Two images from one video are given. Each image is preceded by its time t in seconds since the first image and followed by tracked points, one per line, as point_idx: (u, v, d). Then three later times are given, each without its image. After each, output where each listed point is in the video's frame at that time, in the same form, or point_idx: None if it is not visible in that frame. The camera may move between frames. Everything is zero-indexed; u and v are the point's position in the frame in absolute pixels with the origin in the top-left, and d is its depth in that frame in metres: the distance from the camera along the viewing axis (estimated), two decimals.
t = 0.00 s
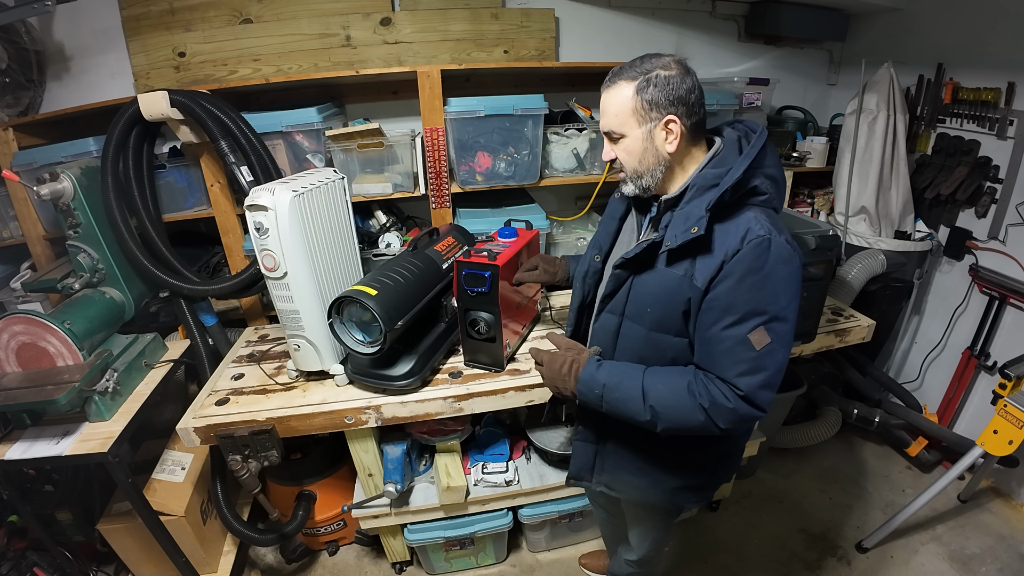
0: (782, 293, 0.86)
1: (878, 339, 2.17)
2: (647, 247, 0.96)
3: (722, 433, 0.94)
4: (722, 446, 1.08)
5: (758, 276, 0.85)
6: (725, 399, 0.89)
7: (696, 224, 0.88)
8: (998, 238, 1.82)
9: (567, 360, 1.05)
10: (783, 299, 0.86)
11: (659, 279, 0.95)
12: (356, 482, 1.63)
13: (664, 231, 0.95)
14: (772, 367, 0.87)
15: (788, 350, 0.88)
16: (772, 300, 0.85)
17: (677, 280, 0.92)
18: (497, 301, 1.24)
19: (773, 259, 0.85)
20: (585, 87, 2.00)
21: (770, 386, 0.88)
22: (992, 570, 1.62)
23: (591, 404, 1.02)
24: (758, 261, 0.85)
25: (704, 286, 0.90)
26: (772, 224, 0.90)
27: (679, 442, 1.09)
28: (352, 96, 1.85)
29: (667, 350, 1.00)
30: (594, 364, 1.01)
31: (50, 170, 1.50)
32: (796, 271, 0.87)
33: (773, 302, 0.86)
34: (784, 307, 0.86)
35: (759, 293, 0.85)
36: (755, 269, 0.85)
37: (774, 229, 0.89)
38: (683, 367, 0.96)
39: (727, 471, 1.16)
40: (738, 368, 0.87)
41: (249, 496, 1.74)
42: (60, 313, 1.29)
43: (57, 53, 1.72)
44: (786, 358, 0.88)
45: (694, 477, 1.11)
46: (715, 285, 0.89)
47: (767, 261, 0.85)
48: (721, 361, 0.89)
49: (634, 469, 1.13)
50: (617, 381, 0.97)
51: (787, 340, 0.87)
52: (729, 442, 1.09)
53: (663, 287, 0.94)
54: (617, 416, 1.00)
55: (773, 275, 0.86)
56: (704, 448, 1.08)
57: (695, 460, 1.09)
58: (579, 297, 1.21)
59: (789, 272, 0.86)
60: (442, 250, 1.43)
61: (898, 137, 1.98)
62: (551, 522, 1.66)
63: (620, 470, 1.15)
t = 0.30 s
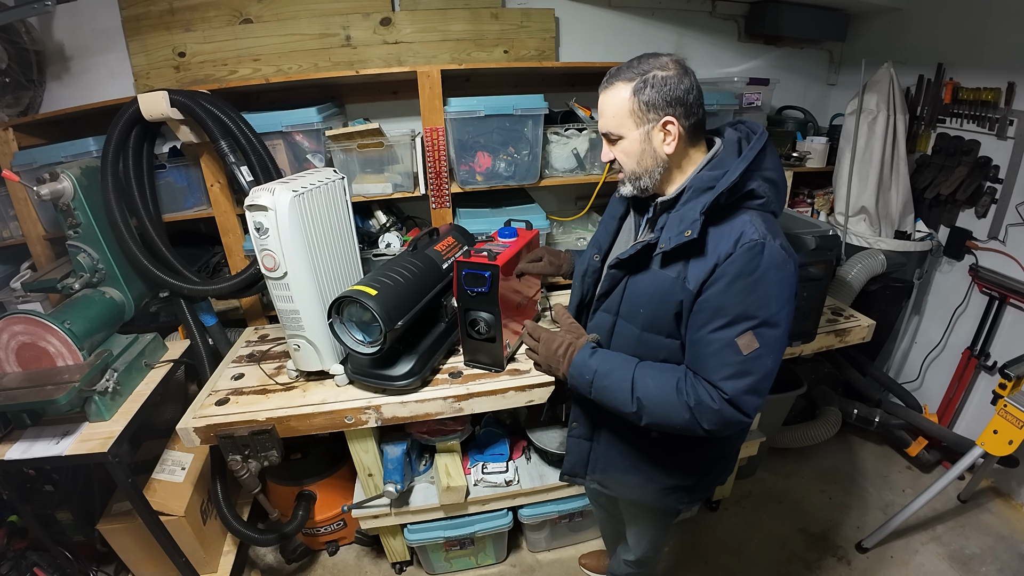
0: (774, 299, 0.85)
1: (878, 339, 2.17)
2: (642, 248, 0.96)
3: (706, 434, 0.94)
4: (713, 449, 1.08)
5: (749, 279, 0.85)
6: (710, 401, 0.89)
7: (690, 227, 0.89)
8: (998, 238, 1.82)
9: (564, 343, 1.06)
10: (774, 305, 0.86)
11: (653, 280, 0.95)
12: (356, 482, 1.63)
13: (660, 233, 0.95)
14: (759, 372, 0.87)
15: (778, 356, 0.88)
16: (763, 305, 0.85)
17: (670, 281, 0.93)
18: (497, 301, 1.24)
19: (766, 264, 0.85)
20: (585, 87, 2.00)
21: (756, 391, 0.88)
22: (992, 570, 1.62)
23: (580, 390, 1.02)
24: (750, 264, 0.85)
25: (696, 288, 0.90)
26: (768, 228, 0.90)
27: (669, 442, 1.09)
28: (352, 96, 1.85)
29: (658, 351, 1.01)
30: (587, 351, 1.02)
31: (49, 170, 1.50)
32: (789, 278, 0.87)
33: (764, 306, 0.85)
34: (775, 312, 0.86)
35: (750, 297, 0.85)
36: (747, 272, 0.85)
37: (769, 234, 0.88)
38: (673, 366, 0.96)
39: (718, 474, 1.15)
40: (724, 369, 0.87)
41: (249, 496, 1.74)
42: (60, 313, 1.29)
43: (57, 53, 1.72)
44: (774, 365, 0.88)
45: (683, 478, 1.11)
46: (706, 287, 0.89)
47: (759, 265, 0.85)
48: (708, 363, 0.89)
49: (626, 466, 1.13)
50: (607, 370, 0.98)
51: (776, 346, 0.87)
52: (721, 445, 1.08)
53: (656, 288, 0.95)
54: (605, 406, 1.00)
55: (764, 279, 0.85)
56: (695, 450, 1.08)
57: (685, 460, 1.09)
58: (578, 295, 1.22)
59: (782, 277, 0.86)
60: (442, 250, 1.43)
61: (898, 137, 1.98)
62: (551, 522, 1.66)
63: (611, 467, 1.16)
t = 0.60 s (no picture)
0: (768, 298, 0.85)
1: (878, 339, 2.17)
2: (638, 249, 0.96)
3: (700, 435, 0.94)
4: (708, 449, 1.07)
5: (743, 280, 0.85)
6: (704, 401, 0.88)
7: (685, 228, 0.88)
8: (998, 238, 1.82)
9: (553, 355, 1.07)
10: (769, 304, 0.86)
11: (648, 281, 0.96)
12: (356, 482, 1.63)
13: (656, 234, 0.95)
14: (752, 372, 0.87)
15: (771, 356, 0.88)
16: (757, 304, 0.85)
17: (665, 283, 0.93)
18: (497, 301, 1.24)
19: (760, 264, 0.85)
20: (585, 87, 2.00)
21: (749, 390, 0.88)
22: (992, 570, 1.62)
23: (571, 401, 1.02)
24: (744, 264, 0.85)
25: (691, 289, 0.90)
26: (764, 227, 0.90)
27: (663, 442, 1.08)
28: (352, 96, 1.85)
29: (654, 352, 1.00)
30: (577, 361, 1.02)
31: (50, 170, 1.50)
32: (783, 278, 0.87)
33: (758, 306, 0.85)
34: (770, 312, 0.86)
35: (744, 297, 0.85)
36: (741, 272, 0.85)
37: (765, 233, 0.88)
38: (666, 368, 0.97)
39: (714, 473, 1.14)
40: (717, 369, 0.87)
41: (249, 496, 1.74)
42: (60, 313, 1.29)
43: (57, 53, 1.72)
44: (768, 364, 0.88)
45: (677, 480, 1.11)
46: (702, 287, 0.89)
47: (753, 266, 0.85)
48: (701, 362, 0.89)
49: (620, 468, 1.14)
50: (598, 380, 0.98)
51: (769, 346, 0.87)
52: (716, 444, 1.08)
53: (651, 289, 0.95)
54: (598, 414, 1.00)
55: (759, 279, 0.85)
56: (690, 449, 1.07)
57: (680, 460, 1.09)
58: (575, 298, 1.21)
59: (776, 277, 0.86)
60: (442, 250, 1.43)
61: (898, 137, 1.98)
62: (551, 522, 1.66)
63: (607, 469, 1.16)
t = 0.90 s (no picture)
0: (774, 294, 0.85)
1: (878, 339, 2.17)
2: (639, 252, 0.96)
3: (713, 434, 0.94)
4: (717, 448, 1.08)
5: (748, 277, 0.85)
6: (717, 400, 0.88)
7: (687, 229, 0.88)
8: (998, 238, 1.82)
9: (559, 365, 1.07)
10: (775, 299, 0.86)
11: (651, 283, 0.96)
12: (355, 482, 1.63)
13: (656, 236, 0.95)
14: (764, 369, 0.87)
15: (780, 351, 0.88)
16: (764, 300, 0.85)
17: (669, 284, 0.93)
18: (497, 301, 1.25)
19: (764, 261, 0.85)
20: (585, 87, 2.00)
21: (761, 387, 0.89)
22: (992, 570, 1.62)
23: (582, 410, 1.02)
24: (748, 262, 0.85)
25: (696, 289, 0.90)
26: (765, 223, 0.90)
27: (673, 443, 1.08)
28: (352, 96, 1.85)
29: (660, 354, 1.01)
30: (584, 370, 1.01)
31: (50, 170, 1.50)
32: (788, 272, 0.87)
33: (765, 301, 0.85)
34: (776, 307, 0.86)
35: (750, 294, 0.85)
36: (746, 269, 0.85)
37: (767, 229, 0.88)
38: (675, 370, 0.97)
39: (723, 471, 1.15)
40: (729, 368, 0.87)
41: (249, 496, 1.74)
42: (60, 313, 1.29)
43: (57, 53, 1.72)
44: (778, 359, 0.88)
45: (686, 481, 1.11)
46: (707, 287, 0.89)
47: (757, 262, 0.85)
48: (712, 362, 0.89)
49: (630, 472, 1.14)
50: (607, 388, 0.97)
51: (779, 340, 0.87)
52: (724, 443, 1.08)
53: (655, 292, 0.95)
54: (610, 421, 1.00)
55: (764, 276, 0.85)
56: (699, 450, 1.07)
57: (690, 462, 1.09)
58: (573, 302, 1.21)
59: (780, 273, 0.86)
60: (442, 251, 1.43)
61: (898, 137, 1.98)
62: (551, 522, 1.66)
63: (617, 473, 1.16)
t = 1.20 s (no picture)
0: (774, 294, 0.85)
1: (878, 339, 2.17)
2: (638, 252, 0.96)
3: (714, 435, 0.94)
4: (718, 448, 1.08)
5: (747, 278, 0.85)
6: (717, 401, 0.88)
7: (686, 229, 0.88)
8: (998, 238, 1.82)
9: (558, 367, 1.07)
10: (775, 299, 0.86)
11: (651, 284, 0.96)
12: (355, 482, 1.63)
13: (655, 236, 0.95)
14: (764, 369, 0.87)
15: (780, 351, 0.88)
16: (763, 300, 0.85)
17: (668, 284, 0.93)
18: (497, 301, 1.25)
19: (764, 261, 0.85)
20: (585, 87, 2.00)
21: (761, 387, 0.88)
22: (992, 570, 1.62)
23: (582, 412, 1.02)
24: (747, 262, 0.85)
25: (695, 289, 0.90)
26: (764, 223, 0.90)
27: (674, 444, 1.08)
28: (352, 96, 1.85)
29: (660, 354, 1.01)
30: (583, 372, 1.01)
31: (50, 170, 1.50)
32: (787, 272, 0.87)
33: (764, 302, 0.85)
34: (776, 307, 0.86)
35: (750, 294, 0.85)
36: (746, 270, 0.85)
37: (766, 229, 0.88)
38: (675, 370, 0.97)
39: (724, 471, 1.15)
40: (729, 368, 0.87)
41: (249, 496, 1.74)
42: (60, 313, 1.29)
43: (57, 53, 1.72)
44: (778, 359, 0.88)
45: (687, 482, 1.11)
46: (706, 287, 0.89)
47: (757, 262, 0.85)
48: (712, 362, 0.89)
49: (631, 473, 1.14)
50: (607, 389, 0.97)
51: (779, 340, 0.87)
52: (725, 443, 1.08)
53: (654, 292, 0.95)
54: (609, 422, 1.00)
55: (763, 276, 0.85)
56: (700, 450, 1.07)
57: (691, 462, 1.09)
58: (573, 303, 1.21)
59: (779, 273, 0.86)
60: (441, 250, 1.43)
61: (898, 137, 1.98)
62: (551, 522, 1.66)
63: (617, 474, 1.16)
